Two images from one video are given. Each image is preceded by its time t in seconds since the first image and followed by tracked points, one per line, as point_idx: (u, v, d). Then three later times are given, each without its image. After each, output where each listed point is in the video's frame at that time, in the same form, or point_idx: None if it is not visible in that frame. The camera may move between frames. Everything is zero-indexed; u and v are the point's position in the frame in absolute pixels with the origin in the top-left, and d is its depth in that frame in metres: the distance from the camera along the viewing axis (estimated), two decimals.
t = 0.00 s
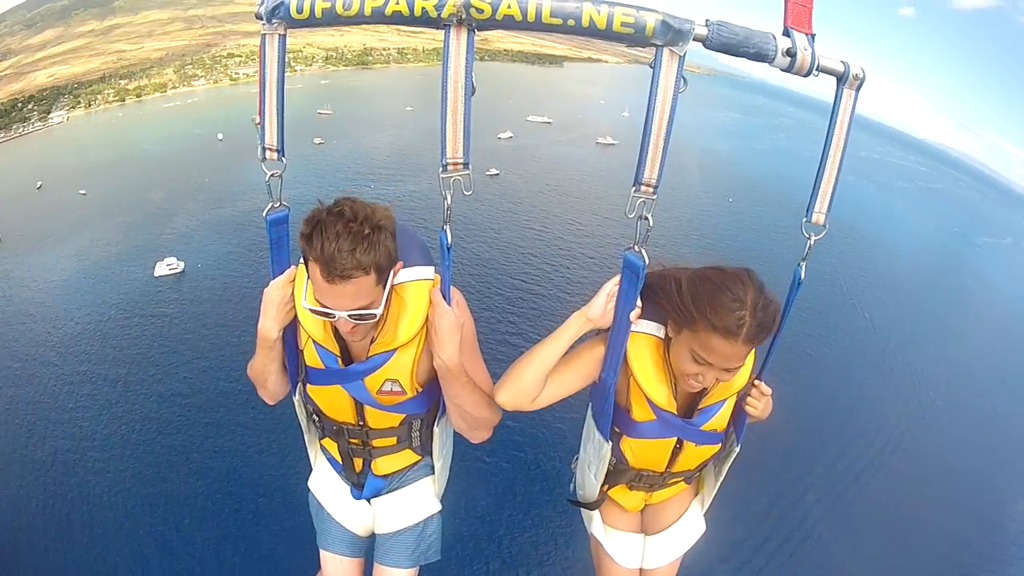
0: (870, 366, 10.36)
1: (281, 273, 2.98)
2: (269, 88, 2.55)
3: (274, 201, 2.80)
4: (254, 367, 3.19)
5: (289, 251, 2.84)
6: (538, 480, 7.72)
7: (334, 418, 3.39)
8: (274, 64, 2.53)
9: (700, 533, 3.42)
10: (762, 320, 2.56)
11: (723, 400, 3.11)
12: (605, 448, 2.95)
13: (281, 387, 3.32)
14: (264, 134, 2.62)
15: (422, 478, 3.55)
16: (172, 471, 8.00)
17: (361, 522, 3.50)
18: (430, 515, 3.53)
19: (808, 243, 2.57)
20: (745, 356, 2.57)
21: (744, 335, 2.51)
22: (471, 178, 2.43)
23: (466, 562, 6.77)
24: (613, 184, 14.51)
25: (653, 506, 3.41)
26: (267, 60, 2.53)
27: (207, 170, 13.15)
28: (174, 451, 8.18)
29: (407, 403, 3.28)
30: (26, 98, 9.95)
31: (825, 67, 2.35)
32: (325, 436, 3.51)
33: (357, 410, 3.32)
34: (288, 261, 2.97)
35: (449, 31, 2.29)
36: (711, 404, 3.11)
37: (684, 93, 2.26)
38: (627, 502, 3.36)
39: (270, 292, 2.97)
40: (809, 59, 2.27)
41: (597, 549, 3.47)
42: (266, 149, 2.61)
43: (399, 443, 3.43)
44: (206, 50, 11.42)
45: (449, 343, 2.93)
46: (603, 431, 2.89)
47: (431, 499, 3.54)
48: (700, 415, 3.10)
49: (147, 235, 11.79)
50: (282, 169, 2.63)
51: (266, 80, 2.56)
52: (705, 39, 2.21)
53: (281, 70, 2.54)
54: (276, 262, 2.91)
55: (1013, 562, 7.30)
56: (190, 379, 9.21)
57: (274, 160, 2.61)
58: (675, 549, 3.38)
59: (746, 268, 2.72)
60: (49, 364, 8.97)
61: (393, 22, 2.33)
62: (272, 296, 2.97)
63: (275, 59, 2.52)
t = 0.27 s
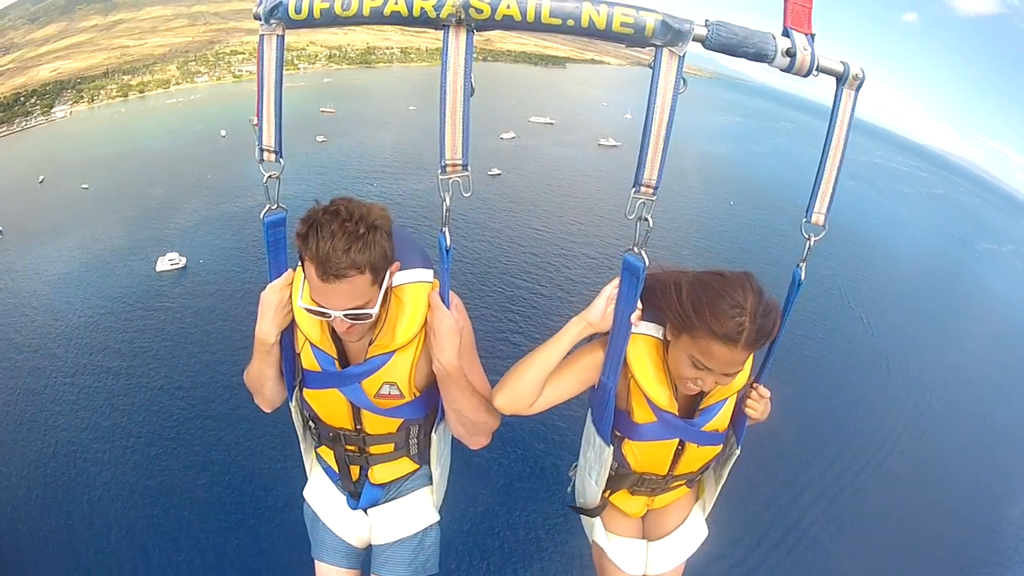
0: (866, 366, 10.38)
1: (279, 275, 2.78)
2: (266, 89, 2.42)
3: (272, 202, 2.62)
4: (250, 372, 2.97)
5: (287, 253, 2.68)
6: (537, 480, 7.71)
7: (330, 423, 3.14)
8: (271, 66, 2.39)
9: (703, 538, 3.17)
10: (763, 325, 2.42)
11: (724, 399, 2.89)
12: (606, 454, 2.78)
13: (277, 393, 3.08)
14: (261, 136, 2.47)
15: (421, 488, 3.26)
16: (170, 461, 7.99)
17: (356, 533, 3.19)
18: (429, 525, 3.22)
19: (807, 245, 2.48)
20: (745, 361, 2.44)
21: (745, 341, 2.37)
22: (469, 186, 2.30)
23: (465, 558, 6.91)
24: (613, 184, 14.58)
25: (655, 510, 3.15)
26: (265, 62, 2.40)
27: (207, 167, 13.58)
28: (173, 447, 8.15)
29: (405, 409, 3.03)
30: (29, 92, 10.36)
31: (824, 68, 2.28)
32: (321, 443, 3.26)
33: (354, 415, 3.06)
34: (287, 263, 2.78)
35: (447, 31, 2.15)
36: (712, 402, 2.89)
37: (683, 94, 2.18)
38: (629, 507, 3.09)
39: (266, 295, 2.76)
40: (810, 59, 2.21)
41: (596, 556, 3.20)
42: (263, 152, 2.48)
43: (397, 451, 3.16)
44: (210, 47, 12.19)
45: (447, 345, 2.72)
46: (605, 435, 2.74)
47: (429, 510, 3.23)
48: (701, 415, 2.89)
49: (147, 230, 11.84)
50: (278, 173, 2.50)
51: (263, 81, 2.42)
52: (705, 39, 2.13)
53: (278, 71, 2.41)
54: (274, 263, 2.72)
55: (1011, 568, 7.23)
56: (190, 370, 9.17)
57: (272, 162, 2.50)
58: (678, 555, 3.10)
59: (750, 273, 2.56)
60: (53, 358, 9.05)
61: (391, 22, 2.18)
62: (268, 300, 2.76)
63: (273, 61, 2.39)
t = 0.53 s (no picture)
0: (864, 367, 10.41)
1: (281, 272, 2.79)
2: (266, 88, 2.42)
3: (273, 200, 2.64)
4: (252, 367, 2.99)
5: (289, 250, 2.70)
6: (537, 477, 7.72)
7: (331, 417, 3.15)
8: (272, 64, 2.39)
9: (698, 531, 3.18)
10: (756, 317, 2.44)
11: (722, 392, 2.92)
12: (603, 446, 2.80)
13: (278, 388, 3.09)
14: (263, 135, 2.49)
15: (420, 480, 3.27)
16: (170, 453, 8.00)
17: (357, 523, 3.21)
18: (428, 516, 3.23)
19: (805, 242, 2.48)
20: (739, 353, 2.46)
21: (739, 332, 2.39)
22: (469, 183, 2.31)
23: (464, 553, 6.92)
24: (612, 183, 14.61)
25: (651, 503, 3.17)
26: (266, 62, 2.40)
27: (207, 163, 13.56)
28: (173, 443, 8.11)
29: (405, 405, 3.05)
30: (32, 86, 10.44)
31: (822, 66, 2.29)
32: (322, 437, 3.27)
33: (354, 409, 3.08)
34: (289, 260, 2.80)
35: (447, 30, 2.16)
36: (709, 395, 2.91)
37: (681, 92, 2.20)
38: (626, 499, 3.12)
39: (268, 292, 2.77)
40: (808, 58, 2.22)
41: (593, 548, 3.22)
42: (264, 150, 2.50)
43: (396, 444, 3.17)
44: (213, 43, 12.22)
45: (446, 341, 2.73)
46: (602, 428, 2.76)
47: (428, 501, 3.25)
48: (698, 408, 2.90)
49: (148, 225, 11.83)
50: (280, 171, 2.51)
51: (263, 80, 2.43)
52: (703, 38, 2.14)
53: (278, 70, 2.41)
54: (275, 260, 2.73)
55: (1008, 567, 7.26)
56: (191, 363, 9.17)
57: (273, 160, 2.51)
58: (672, 548, 3.12)
59: (745, 267, 2.57)
60: (53, 352, 9.05)
61: (391, 21, 2.19)
62: (270, 298, 2.77)
63: (273, 61, 2.39)
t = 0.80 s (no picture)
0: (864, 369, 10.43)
1: (284, 265, 2.81)
2: (269, 85, 2.44)
3: (276, 194, 2.65)
4: (256, 357, 3.01)
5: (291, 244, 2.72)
6: (537, 472, 7.76)
7: (334, 406, 3.18)
8: (273, 63, 2.41)
9: (689, 521, 3.21)
10: (752, 312, 2.47)
11: (715, 388, 2.95)
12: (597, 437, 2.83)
13: (283, 378, 3.13)
14: (266, 132, 2.51)
15: (422, 464, 3.31)
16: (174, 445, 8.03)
17: (361, 506, 3.25)
18: (429, 500, 3.29)
19: (801, 239, 2.51)
20: (734, 348, 2.49)
21: (734, 327, 2.42)
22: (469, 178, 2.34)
23: (465, 546, 6.96)
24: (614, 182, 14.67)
25: (644, 492, 3.19)
26: (267, 60, 2.42)
27: (210, 159, 13.68)
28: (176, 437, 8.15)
29: (405, 394, 3.09)
30: (36, 81, 10.61)
31: (820, 66, 2.31)
32: (326, 423, 3.30)
33: (356, 398, 3.11)
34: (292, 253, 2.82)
35: (446, 30, 2.19)
36: (702, 391, 2.93)
37: (679, 92, 2.22)
38: (619, 487, 3.14)
39: (271, 284, 2.80)
40: (805, 59, 2.24)
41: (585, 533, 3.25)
42: (267, 147, 2.52)
43: (398, 431, 3.21)
44: (217, 40, 12.92)
45: (446, 333, 2.76)
46: (598, 419, 2.79)
47: (429, 484, 3.30)
48: (690, 404, 2.93)
49: (152, 218, 11.88)
50: (282, 167, 2.53)
51: (264, 79, 2.45)
52: (700, 37, 2.17)
53: (280, 68, 2.43)
54: (278, 253, 2.76)
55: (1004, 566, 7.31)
56: (196, 356, 9.19)
57: (275, 157, 2.54)
58: (662, 537, 3.15)
59: (740, 263, 2.60)
60: (57, 344, 9.11)
61: (392, 21, 2.23)
62: (274, 290, 2.81)
63: (275, 60, 2.40)
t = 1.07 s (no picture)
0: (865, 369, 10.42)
1: (284, 262, 2.82)
2: (269, 85, 2.45)
3: (276, 193, 2.65)
4: (255, 353, 3.02)
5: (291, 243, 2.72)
6: (538, 469, 7.77)
7: (332, 400, 3.19)
8: (274, 63, 2.42)
9: (683, 520, 3.18)
10: (746, 318, 2.47)
11: (710, 390, 2.95)
12: (590, 436, 2.85)
13: (282, 373, 3.14)
14: (266, 131, 2.52)
15: (419, 459, 3.32)
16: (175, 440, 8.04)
17: (358, 498, 3.29)
18: (425, 496, 3.29)
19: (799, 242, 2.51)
20: (727, 353, 2.50)
21: (727, 333, 2.42)
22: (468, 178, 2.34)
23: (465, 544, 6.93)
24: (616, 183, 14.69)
25: (638, 491, 3.18)
26: (268, 59, 2.42)
27: (216, 157, 13.72)
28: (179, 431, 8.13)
29: (403, 391, 3.09)
30: (40, 77, 10.15)
31: (818, 68, 2.31)
32: (324, 418, 3.31)
33: (354, 393, 3.12)
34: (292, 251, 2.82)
35: (446, 31, 2.19)
36: (696, 393, 2.94)
37: (677, 93, 2.22)
38: (612, 486, 3.15)
39: (271, 281, 2.81)
40: (804, 61, 2.24)
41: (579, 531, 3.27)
42: (267, 146, 2.52)
43: (396, 426, 3.21)
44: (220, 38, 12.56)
45: (444, 331, 2.76)
46: (591, 417, 2.81)
47: (426, 480, 3.30)
48: (685, 405, 2.94)
49: (155, 216, 11.92)
50: (282, 166, 2.54)
51: (265, 79, 2.46)
52: (699, 39, 2.17)
53: (281, 68, 2.43)
54: (278, 251, 2.76)
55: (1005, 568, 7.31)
56: (198, 351, 9.22)
57: (275, 156, 2.54)
58: (656, 537, 3.14)
59: (738, 268, 2.59)
60: (61, 338, 9.13)
61: (392, 21, 2.23)
62: (274, 286, 2.81)
63: (275, 59, 2.41)
